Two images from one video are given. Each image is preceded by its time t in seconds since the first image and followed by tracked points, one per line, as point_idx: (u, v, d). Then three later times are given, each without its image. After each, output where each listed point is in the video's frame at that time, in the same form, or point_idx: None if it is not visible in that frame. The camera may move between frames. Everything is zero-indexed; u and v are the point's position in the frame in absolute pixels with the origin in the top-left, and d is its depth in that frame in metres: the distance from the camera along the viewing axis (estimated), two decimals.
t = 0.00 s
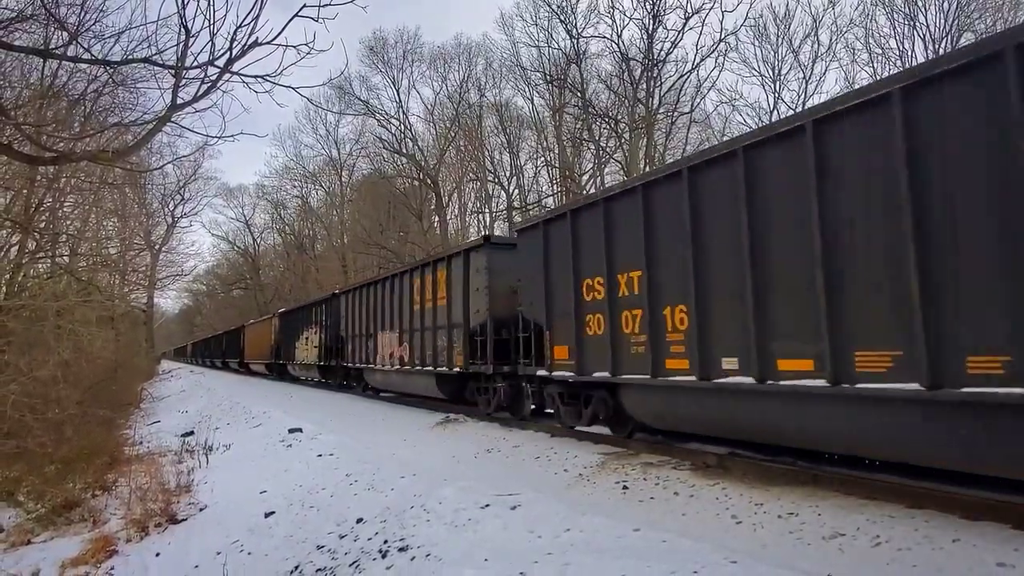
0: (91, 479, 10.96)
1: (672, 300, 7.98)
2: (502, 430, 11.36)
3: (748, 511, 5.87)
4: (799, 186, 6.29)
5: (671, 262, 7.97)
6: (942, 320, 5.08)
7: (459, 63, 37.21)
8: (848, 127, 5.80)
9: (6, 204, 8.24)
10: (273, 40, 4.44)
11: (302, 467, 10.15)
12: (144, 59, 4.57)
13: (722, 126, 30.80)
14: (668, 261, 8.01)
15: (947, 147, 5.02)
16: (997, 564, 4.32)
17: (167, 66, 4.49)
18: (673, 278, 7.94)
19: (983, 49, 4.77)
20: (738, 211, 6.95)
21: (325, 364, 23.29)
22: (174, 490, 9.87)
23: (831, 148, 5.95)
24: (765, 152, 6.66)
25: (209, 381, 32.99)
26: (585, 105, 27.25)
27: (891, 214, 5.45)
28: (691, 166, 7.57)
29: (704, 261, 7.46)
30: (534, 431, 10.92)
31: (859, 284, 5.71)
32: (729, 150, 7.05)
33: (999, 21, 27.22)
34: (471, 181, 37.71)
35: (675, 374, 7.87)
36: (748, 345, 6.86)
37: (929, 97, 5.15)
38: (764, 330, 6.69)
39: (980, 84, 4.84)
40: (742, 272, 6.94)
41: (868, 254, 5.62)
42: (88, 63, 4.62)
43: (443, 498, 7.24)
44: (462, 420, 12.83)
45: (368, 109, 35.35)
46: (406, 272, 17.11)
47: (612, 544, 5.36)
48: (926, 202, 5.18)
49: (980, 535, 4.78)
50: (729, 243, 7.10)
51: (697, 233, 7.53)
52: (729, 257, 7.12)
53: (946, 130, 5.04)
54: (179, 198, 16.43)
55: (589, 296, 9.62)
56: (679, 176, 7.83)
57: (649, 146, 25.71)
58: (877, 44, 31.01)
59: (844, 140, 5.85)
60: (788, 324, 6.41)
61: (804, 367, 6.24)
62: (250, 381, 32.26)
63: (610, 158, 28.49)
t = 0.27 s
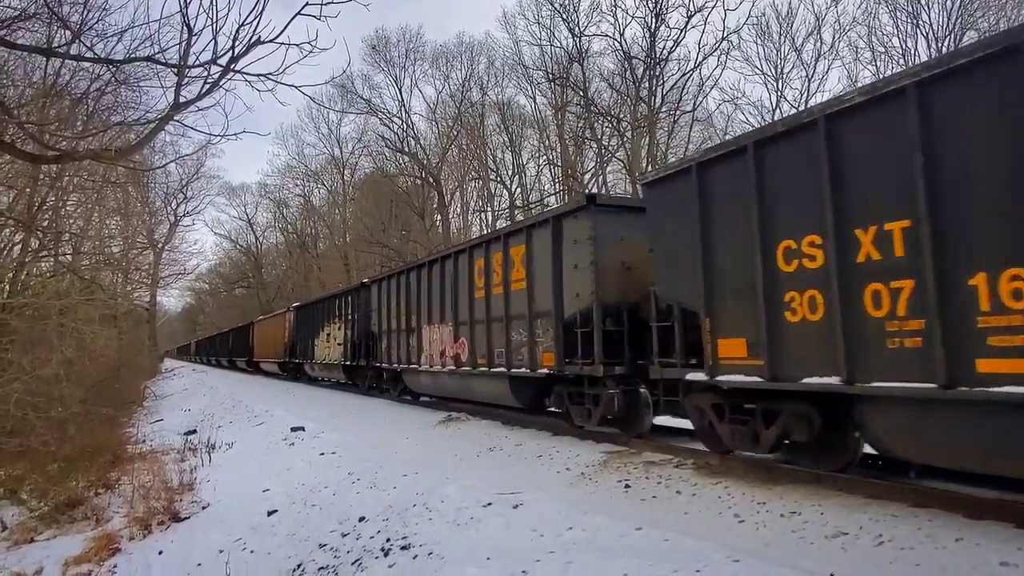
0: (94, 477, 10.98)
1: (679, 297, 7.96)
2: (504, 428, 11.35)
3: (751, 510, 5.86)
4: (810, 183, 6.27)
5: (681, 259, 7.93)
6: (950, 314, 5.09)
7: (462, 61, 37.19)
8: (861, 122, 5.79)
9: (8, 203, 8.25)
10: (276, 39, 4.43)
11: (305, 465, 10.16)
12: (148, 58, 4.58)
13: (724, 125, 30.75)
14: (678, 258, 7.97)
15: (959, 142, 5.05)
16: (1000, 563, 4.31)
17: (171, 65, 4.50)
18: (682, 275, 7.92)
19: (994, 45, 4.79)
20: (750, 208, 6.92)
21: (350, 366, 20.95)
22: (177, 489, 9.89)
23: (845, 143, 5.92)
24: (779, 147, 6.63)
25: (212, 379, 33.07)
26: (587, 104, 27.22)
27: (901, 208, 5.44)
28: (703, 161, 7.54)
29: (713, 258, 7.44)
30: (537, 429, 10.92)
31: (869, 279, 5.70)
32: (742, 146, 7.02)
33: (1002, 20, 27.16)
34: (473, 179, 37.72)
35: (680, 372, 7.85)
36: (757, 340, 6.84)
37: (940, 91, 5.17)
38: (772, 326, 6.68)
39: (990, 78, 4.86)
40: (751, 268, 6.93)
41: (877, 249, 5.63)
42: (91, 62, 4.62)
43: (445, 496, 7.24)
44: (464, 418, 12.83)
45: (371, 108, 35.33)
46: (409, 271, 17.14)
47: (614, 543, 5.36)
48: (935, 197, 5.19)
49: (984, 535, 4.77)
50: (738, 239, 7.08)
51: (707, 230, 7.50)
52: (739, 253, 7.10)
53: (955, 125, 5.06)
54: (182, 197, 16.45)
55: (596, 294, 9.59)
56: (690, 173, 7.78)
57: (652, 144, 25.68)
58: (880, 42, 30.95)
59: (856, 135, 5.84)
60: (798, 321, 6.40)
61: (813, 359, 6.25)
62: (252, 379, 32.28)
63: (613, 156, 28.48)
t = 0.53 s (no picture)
0: (99, 475, 11.02)
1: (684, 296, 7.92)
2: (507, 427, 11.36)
3: (755, 509, 5.86)
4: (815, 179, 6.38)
5: (685, 260, 7.91)
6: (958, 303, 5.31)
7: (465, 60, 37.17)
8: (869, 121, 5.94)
9: (13, 201, 8.27)
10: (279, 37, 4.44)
11: (309, 463, 10.18)
12: (152, 56, 4.59)
13: (728, 123, 30.68)
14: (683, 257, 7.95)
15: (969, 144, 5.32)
16: (1005, 563, 4.30)
17: (174, 63, 4.50)
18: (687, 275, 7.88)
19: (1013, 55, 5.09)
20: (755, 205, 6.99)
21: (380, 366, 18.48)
22: (181, 486, 9.91)
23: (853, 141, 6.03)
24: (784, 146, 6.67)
25: (215, 377, 33.14)
26: (591, 102, 27.19)
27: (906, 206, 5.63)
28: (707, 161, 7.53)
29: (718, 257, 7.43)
30: (540, 428, 10.92)
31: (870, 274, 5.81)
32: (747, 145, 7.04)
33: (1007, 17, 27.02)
34: (476, 178, 37.71)
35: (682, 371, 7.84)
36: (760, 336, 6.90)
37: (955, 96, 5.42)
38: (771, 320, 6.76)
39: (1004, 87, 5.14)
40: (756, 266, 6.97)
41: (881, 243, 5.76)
42: (95, 61, 4.63)
43: (448, 495, 7.25)
44: (468, 417, 12.83)
45: (374, 106, 35.33)
46: (413, 270, 17.15)
47: (617, 542, 5.36)
48: (941, 197, 5.44)
49: (989, 534, 4.75)
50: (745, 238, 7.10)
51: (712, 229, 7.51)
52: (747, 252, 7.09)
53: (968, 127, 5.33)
54: (185, 196, 16.47)
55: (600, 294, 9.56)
56: (695, 172, 7.77)
57: (655, 142, 25.63)
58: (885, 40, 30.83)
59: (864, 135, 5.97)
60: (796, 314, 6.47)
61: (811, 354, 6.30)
62: (256, 378, 32.36)
63: (616, 155, 28.45)
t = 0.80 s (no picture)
0: (104, 474, 11.05)
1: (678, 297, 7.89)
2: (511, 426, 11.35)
3: (759, 509, 5.84)
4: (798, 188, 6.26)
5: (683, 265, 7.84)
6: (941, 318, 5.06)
7: (469, 59, 37.18)
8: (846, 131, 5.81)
9: (19, 201, 8.29)
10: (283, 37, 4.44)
11: (313, 462, 10.20)
12: (156, 56, 4.60)
13: (732, 122, 30.65)
14: (677, 260, 7.91)
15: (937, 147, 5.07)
16: (1011, 563, 4.29)
17: (178, 63, 4.51)
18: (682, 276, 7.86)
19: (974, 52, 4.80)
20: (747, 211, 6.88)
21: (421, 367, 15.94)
22: (185, 485, 9.94)
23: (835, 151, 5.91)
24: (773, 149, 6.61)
25: (220, 376, 33.20)
26: (595, 101, 27.17)
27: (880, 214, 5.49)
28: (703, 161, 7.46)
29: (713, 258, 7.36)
30: (544, 427, 10.92)
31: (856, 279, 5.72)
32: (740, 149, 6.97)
33: (1012, 16, 26.94)
34: (480, 177, 37.73)
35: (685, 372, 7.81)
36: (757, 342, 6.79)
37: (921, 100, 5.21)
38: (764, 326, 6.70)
39: (966, 84, 4.86)
40: (748, 270, 6.88)
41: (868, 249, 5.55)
42: (100, 60, 4.64)
43: (452, 494, 7.26)
44: (471, 416, 12.83)
45: (377, 106, 35.35)
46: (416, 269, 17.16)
47: (621, 541, 5.36)
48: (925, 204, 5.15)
49: (994, 533, 4.74)
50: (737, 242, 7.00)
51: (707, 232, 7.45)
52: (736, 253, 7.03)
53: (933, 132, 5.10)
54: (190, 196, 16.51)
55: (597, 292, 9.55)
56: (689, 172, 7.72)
57: (658, 141, 25.61)
58: (889, 38, 30.76)
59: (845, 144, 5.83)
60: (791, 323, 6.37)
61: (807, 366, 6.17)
62: (261, 377, 32.41)
63: (620, 154, 28.43)
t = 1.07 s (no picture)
0: (108, 474, 11.08)
1: (685, 298, 7.90)
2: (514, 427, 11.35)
3: (762, 510, 5.83)
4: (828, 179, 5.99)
5: (701, 260, 7.64)
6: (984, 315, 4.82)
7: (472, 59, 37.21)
8: (880, 121, 5.56)
9: (24, 202, 8.33)
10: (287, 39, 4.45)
11: (317, 462, 10.22)
12: (160, 57, 4.61)
13: (735, 123, 30.63)
14: (683, 261, 7.93)
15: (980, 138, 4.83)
16: (1016, 564, 4.27)
17: (183, 64, 4.52)
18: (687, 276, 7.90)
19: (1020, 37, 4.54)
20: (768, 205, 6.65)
21: (483, 370, 13.43)
22: (190, 485, 9.96)
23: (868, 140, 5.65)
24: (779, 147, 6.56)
25: (224, 377, 33.29)
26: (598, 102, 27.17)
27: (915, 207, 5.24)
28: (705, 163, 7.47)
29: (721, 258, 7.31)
30: (547, 427, 10.92)
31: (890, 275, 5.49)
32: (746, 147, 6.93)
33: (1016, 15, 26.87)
34: (483, 178, 37.76)
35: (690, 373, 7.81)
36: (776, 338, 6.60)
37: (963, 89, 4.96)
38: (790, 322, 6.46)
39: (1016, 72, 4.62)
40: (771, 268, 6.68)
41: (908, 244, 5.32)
42: (105, 62, 4.65)
43: (455, 494, 7.26)
44: (475, 416, 12.84)
45: (381, 107, 35.40)
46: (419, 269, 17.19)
47: (624, 542, 5.35)
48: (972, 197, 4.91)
49: (1000, 535, 4.72)
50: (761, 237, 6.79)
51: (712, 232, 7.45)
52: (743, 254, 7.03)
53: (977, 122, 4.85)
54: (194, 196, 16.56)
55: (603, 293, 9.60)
56: (693, 174, 7.75)
57: (662, 142, 25.60)
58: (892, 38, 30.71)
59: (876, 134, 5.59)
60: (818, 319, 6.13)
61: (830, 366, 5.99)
62: (264, 377, 32.49)
63: (623, 155, 28.43)
